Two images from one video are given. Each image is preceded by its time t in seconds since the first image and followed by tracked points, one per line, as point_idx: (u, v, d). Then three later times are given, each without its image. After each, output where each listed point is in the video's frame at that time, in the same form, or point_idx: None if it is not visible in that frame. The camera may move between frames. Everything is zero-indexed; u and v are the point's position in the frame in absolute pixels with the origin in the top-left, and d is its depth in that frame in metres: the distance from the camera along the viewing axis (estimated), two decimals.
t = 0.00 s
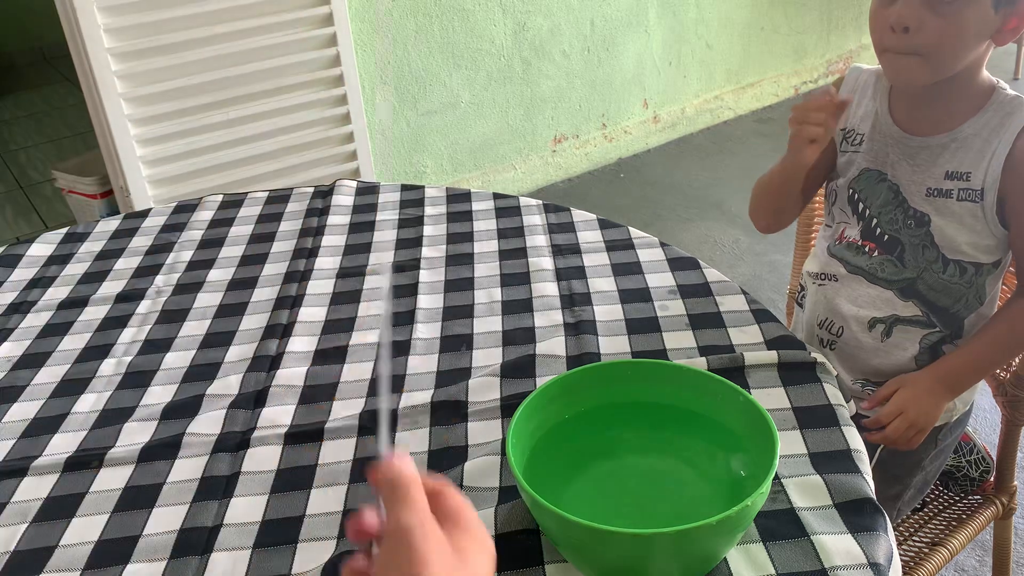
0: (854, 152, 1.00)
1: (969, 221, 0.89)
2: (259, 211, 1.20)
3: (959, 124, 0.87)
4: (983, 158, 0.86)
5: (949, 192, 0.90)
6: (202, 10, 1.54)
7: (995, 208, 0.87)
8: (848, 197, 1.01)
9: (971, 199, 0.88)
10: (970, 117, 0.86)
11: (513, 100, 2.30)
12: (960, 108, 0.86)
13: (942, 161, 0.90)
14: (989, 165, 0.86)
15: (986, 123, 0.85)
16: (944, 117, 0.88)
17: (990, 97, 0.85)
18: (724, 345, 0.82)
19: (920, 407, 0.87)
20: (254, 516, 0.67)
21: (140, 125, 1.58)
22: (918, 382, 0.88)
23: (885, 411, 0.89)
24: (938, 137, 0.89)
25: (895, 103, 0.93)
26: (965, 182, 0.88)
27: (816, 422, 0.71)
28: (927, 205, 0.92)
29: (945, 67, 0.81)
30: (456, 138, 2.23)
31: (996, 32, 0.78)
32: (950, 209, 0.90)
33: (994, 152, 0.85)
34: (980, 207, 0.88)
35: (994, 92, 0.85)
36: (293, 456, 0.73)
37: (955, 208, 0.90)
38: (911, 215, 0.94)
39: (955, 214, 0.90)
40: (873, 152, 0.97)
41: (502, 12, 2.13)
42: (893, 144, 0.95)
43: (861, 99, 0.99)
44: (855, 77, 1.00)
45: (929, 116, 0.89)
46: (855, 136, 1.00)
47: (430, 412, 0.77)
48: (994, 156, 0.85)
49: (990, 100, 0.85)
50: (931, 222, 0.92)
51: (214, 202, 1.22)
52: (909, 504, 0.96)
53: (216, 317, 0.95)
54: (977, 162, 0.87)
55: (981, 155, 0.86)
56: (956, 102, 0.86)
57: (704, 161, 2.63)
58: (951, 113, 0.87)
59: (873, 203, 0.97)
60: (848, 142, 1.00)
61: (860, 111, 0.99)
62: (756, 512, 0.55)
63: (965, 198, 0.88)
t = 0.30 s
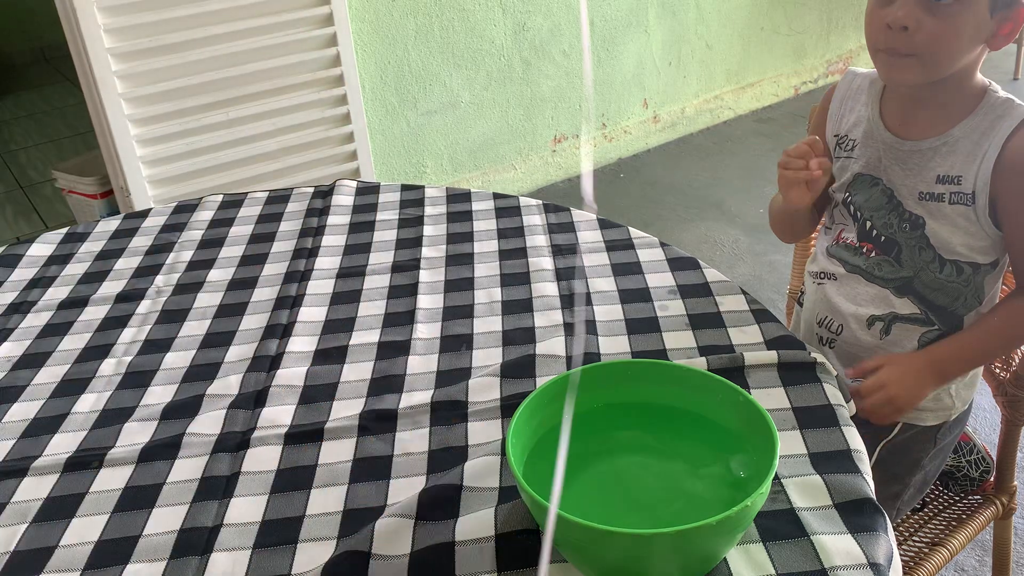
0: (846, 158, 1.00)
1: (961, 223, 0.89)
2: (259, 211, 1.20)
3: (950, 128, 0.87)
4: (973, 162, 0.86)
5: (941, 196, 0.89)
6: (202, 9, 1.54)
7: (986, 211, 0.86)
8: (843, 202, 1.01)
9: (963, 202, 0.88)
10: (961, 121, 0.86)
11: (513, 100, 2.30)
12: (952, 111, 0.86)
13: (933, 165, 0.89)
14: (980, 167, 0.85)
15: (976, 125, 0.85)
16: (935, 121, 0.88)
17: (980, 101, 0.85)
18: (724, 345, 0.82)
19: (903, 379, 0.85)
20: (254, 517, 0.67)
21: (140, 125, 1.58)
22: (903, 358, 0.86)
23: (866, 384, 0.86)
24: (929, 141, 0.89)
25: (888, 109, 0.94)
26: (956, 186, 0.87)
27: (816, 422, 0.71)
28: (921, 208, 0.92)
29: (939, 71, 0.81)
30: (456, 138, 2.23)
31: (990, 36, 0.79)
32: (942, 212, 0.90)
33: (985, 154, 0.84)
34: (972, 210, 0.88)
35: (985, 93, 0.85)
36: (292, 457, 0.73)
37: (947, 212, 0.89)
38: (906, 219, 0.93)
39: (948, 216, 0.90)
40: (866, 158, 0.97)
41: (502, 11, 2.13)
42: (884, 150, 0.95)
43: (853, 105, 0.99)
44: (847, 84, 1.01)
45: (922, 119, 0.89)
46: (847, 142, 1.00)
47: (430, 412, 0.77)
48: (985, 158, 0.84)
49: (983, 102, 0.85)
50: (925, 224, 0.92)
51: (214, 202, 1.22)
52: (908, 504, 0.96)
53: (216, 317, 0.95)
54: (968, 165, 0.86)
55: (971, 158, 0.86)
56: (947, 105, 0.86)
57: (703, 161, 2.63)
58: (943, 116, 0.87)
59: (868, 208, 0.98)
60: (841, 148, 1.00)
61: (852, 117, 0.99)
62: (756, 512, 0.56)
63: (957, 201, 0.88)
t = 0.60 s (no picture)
0: (844, 156, 0.99)
1: (953, 218, 0.87)
2: (259, 211, 1.20)
3: (944, 124, 0.86)
4: (966, 157, 0.84)
5: (934, 190, 0.88)
6: (202, 9, 1.54)
7: (977, 205, 0.85)
8: (841, 199, 1.00)
9: (955, 196, 0.86)
10: (956, 116, 0.84)
11: (513, 101, 2.30)
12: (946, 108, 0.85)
13: (927, 160, 0.88)
14: (971, 161, 0.84)
15: (969, 121, 0.83)
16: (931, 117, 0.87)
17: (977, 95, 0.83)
18: (724, 345, 0.82)
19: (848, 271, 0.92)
20: (253, 516, 0.67)
21: (140, 125, 1.58)
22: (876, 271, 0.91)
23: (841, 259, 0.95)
24: (924, 137, 0.88)
25: (885, 105, 0.92)
26: (949, 180, 0.86)
27: (815, 422, 0.71)
28: (914, 203, 0.90)
29: (940, 77, 0.81)
30: (456, 138, 2.23)
31: (989, 37, 0.76)
32: (934, 206, 0.88)
33: (978, 147, 0.83)
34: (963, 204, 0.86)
35: (983, 89, 0.83)
36: (292, 457, 0.73)
37: (939, 207, 0.88)
38: (900, 214, 0.92)
39: (939, 210, 0.88)
40: (863, 154, 0.96)
41: (502, 11, 2.13)
42: (880, 148, 0.93)
43: (851, 104, 0.98)
44: (848, 83, 1.00)
45: (917, 116, 0.88)
46: (846, 140, 0.99)
47: (430, 412, 0.77)
48: (977, 151, 0.83)
49: (978, 97, 0.83)
50: (918, 219, 0.90)
51: (214, 202, 1.22)
52: (908, 504, 0.96)
53: (216, 317, 0.95)
54: (960, 159, 0.85)
55: (964, 153, 0.84)
56: (943, 103, 0.85)
57: (703, 161, 2.63)
58: (937, 113, 0.86)
59: (863, 204, 0.96)
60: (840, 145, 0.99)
61: (851, 115, 0.98)
62: (757, 511, 0.56)
63: (949, 195, 0.87)
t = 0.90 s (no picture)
0: (846, 154, 0.98)
1: (952, 215, 0.87)
2: (259, 211, 1.20)
3: (944, 121, 0.86)
4: (964, 152, 0.84)
5: (931, 186, 0.88)
6: (202, 9, 1.54)
7: (975, 200, 0.85)
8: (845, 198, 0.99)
9: (952, 193, 0.86)
10: (957, 112, 0.85)
11: (512, 101, 2.30)
12: (946, 106, 0.85)
13: (926, 155, 0.88)
14: (969, 157, 0.84)
15: (969, 118, 0.84)
16: (931, 116, 0.87)
17: (978, 92, 0.83)
18: (724, 345, 0.82)
19: (845, 239, 0.86)
20: (253, 515, 0.67)
21: (140, 125, 1.58)
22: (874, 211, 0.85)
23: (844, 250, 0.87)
24: (924, 134, 0.88)
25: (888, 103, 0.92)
26: (947, 176, 0.86)
27: (815, 421, 0.71)
28: (912, 200, 0.90)
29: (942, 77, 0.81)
30: (456, 137, 2.23)
31: (990, 33, 0.78)
32: (931, 202, 0.89)
33: (976, 143, 0.83)
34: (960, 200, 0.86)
35: (984, 86, 0.83)
36: (292, 456, 0.73)
37: (937, 203, 0.88)
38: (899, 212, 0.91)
39: (936, 206, 0.88)
40: (865, 153, 0.95)
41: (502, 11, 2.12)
42: (881, 146, 0.93)
43: (857, 103, 0.98)
44: (854, 82, 0.99)
45: (916, 114, 0.88)
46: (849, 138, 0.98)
47: (430, 412, 0.77)
48: (975, 148, 0.83)
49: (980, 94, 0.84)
50: (915, 216, 0.90)
51: (214, 202, 1.22)
52: (908, 504, 0.96)
53: (216, 317, 0.95)
54: (959, 156, 0.85)
55: (962, 149, 0.85)
56: (942, 100, 0.85)
57: (703, 161, 2.63)
58: (938, 111, 0.86)
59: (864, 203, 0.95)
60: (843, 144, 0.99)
61: (855, 114, 0.97)
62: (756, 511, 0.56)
63: (947, 191, 0.87)
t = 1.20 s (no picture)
0: (848, 156, 0.98)
1: (961, 219, 0.87)
2: (259, 211, 1.20)
3: (951, 124, 0.86)
4: (975, 157, 0.84)
5: (941, 190, 0.88)
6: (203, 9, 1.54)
7: (986, 206, 0.85)
8: (845, 199, 0.99)
9: (962, 198, 0.86)
10: (964, 115, 0.85)
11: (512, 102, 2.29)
12: (954, 108, 0.86)
13: (935, 160, 0.88)
14: (980, 162, 0.84)
15: (978, 121, 0.84)
16: (939, 118, 0.87)
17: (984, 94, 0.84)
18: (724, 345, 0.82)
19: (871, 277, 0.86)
20: (253, 515, 0.67)
21: (140, 125, 1.58)
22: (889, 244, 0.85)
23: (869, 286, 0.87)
24: (931, 137, 0.88)
25: (892, 106, 0.92)
26: (957, 181, 0.86)
27: (816, 422, 0.71)
28: (920, 205, 0.90)
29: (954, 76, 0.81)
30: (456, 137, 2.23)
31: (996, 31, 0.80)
32: (942, 207, 0.88)
33: (987, 148, 0.83)
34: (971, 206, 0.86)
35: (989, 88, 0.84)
36: (291, 456, 0.73)
37: (948, 209, 0.88)
38: (902, 215, 0.92)
39: (947, 212, 0.88)
40: (868, 155, 0.95)
41: (502, 11, 2.12)
42: (886, 148, 0.93)
43: (856, 104, 0.97)
44: (853, 82, 0.99)
45: (922, 116, 0.88)
46: (850, 140, 0.98)
47: (430, 412, 0.77)
48: (987, 153, 0.83)
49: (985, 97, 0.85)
50: (923, 222, 0.90)
51: (214, 202, 1.22)
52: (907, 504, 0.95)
53: (216, 317, 0.95)
54: (970, 160, 0.85)
55: (973, 153, 0.85)
56: (949, 102, 0.86)
57: (703, 160, 2.63)
58: (946, 113, 0.86)
59: (868, 206, 0.95)
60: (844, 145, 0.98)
61: (855, 115, 0.97)
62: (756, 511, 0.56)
63: (957, 196, 0.87)
